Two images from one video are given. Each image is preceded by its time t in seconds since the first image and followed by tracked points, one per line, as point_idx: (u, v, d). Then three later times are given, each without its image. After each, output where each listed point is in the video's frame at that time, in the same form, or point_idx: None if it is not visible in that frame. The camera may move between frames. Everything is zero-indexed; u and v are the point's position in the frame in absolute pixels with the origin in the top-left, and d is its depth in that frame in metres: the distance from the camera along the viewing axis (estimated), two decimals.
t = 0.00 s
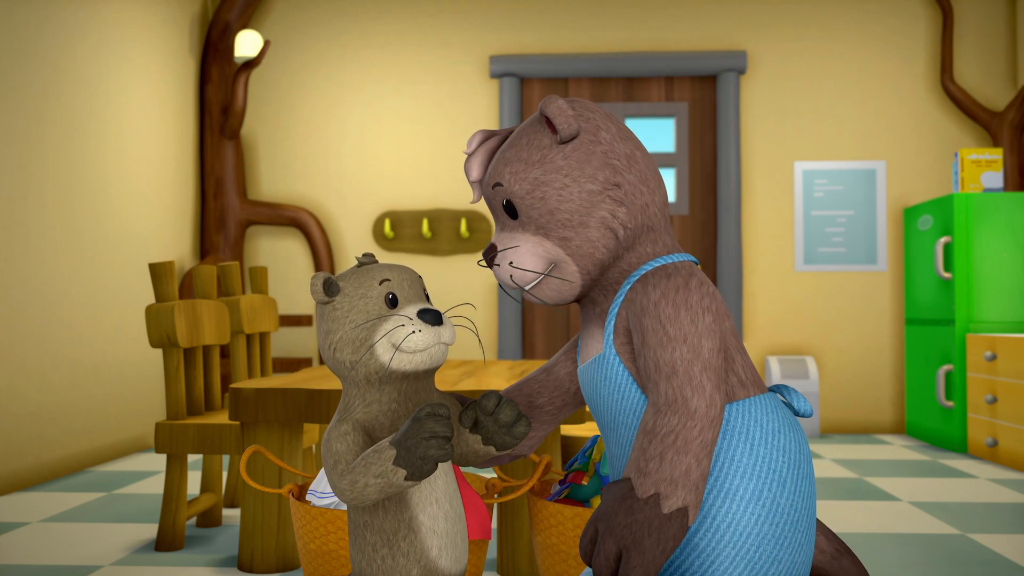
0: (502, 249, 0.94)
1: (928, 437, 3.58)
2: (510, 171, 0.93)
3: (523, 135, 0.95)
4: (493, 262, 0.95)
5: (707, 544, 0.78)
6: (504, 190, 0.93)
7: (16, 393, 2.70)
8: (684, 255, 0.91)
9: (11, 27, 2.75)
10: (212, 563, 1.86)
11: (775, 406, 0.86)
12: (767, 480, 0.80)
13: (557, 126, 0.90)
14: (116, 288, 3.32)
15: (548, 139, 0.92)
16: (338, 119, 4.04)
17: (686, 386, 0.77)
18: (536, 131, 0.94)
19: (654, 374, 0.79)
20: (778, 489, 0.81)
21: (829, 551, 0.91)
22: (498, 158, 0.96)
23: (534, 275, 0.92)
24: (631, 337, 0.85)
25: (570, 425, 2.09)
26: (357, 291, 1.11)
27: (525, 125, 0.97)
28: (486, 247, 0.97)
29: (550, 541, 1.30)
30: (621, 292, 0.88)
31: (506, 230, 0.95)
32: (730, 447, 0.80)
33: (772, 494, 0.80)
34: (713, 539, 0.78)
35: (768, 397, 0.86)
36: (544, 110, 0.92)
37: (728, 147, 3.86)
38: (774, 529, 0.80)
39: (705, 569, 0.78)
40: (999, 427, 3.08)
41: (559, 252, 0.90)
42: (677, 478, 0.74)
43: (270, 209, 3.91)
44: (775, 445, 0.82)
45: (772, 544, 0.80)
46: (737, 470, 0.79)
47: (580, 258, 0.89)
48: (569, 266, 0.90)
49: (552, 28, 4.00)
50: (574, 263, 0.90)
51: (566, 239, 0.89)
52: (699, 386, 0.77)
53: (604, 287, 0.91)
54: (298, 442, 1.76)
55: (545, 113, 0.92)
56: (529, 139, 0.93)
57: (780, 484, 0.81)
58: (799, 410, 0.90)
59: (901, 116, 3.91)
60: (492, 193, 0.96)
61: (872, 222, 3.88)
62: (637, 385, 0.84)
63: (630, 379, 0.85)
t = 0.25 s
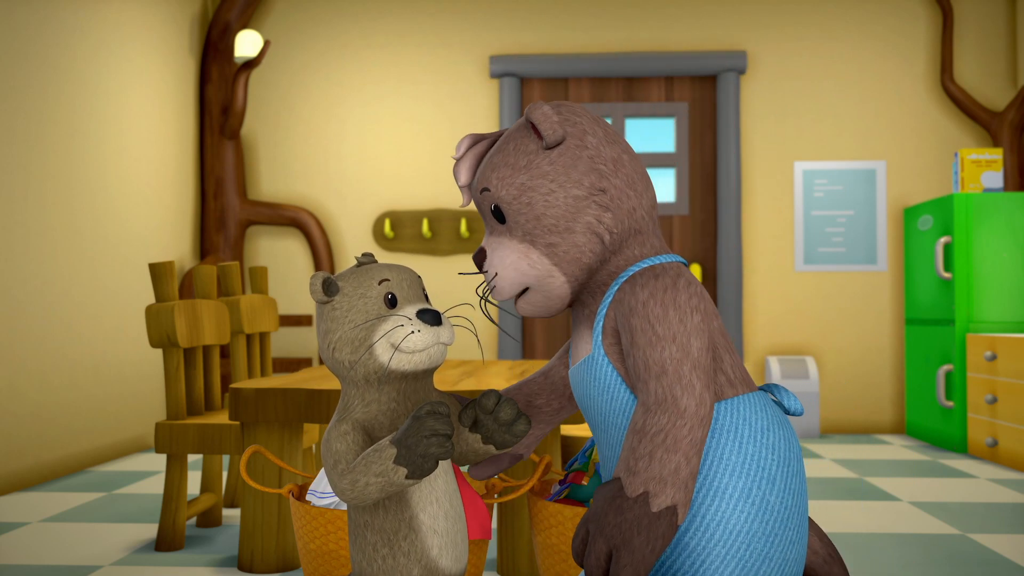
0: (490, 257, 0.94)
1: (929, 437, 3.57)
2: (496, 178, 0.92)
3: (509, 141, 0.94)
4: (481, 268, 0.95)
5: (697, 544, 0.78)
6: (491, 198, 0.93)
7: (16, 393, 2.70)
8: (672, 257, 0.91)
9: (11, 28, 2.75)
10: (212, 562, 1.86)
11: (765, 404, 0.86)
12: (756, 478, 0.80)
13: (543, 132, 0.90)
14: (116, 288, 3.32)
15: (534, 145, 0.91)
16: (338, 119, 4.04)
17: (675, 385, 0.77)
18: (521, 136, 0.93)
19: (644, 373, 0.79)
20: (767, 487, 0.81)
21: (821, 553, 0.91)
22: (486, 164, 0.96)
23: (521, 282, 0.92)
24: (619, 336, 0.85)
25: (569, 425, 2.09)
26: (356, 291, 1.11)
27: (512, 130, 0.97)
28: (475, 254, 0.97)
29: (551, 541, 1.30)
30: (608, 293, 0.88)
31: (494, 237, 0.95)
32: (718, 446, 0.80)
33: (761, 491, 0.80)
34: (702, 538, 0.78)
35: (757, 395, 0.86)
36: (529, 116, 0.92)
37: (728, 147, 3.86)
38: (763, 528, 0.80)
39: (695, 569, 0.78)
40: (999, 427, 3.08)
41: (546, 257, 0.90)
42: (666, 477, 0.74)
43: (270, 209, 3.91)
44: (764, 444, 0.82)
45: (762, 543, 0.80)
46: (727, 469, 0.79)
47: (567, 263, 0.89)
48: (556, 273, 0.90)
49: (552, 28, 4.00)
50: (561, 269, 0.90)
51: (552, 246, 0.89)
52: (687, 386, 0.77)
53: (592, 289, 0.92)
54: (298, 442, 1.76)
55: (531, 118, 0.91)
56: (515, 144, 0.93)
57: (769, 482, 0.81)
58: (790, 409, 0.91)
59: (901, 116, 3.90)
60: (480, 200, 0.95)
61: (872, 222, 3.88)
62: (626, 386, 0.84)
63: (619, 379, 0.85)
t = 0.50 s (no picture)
0: (489, 274, 0.93)
1: (929, 437, 3.57)
2: (480, 197, 0.93)
3: (483, 161, 0.95)
4: (479, 288, 0.94)
5: (695, 544, 0.78)
6: (479, 216, 0.93)
7: (16, 393, 2.70)
8: (663, 250, 0.91)
9: (11, 28, 2.75)
10: (212, 563, 1.86)
11: (763, 404, 0.86)
12: (753, 477, 0.80)
13: (517, 143, 0.90)
14: (116, 288, 3.32)
15: (509, 158, 0.92)
16: (338, 119, 4.04)
17: (675, 382, 0.77)
18: (498, 152, 0.94)
19: (644, 371, 0.79)
20: (764, 486, 0.81)
21: (820, 553, 0.91)
22: (465, 185, 0.96)
23: (525, 292, 0.90)
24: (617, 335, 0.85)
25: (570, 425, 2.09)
26: (379, 293, 1.11)
27: (485, 149, 0.98)
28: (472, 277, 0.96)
29: (551, 541, 1.30)
30: (607, 293, 0.88)
31: (486, 254, 0.94)
32: (716, 445, 0.80)
33: (758, 490, 0.80)
34: (700, 538, 0.78)
35: (755, 394, 0.86)
36: (500, 129, 0.93)
37: (728, 147, 3.86)
38: (761, 527, 0.80)
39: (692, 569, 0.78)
40: (999, 427, 3.08)
41: (545, 263, 0.90)
42: (664, 474, 0.74)
43: (270, 209, 3.91)
44: (761, 443, 0.82)
45: (760, 543, 0.80)
46: (724, 468, 0.79)
47: (567, 266, 0.89)
48: (557, 276, 0.90)
49: (552, 28, 4.00)
50: (562, 271, 0.89)
51: (549, 250, 0.89)
52: (686, 383, 0.77)
53: (592, 290, 0.91)
54: (298, 442, 1.75)
55: (501, 132, 0.93)
56: (492, 161, 0.94)
57: (766, 482, 0.81)
58: (787, 409, 0.91)
59: (901, 116, 3.90)
60: (467, 222, 0.95)
61: (872, 222, 3.88)
62: (625, 386, 0.84)
63: (618, 380, 0.85)
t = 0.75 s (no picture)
0: (600, 218, 0.89)
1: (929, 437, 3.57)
2: (618, 135, 0.88)
3: (623, 94, 0.90)
4: (586, 233, 0.90)
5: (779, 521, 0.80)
6: (610, 155, 0.89)
7: (16, 393, 2.70)
8: (761, 234, 0.93)
9: (11, 28, 2.75)
10: (212, 562, 1.86)
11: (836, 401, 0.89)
12: (832, 468, 0.83)
13: (679, 86, 0.86)
14: (116, 288, 3.32)
15: (659, 100, 0.88)
16: (338, 119, 4.04)
17: (815, 345, 0.79)
18: (642, 89, 0.89)
19: (778, 338, 0.80)
20: (840, 478, 0.83)
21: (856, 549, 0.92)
22: (595, 119, 0.91)
23: (641, 243, 0.88)
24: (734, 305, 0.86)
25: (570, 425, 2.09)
26: (386, 293, 1.10)
27: (617, 82, 0.93)
28: (575, 216, 0.91)
29: (550, 541, 1.29)
30: (726, 263, 0.88)
31: (605, 197, 0.89)
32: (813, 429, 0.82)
33: (834, 481, 0.82)
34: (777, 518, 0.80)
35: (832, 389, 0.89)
36: (660, 66, 0.88)
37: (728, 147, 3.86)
38: (834, 516, 0.82)
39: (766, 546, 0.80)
40: (999, 428, 3.08)
41: (673, 218, 0.87)
42: (794, 436, 0.75)
43: (270, 209, 3.91)
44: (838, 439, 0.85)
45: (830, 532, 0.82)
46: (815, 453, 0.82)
47: (694, 226, 0.88)
48: (680, 235, 0.88)
49: (552, 28, 4.00)
50: (688, 232, 0.88)
51: (682, 206, 0.87)
52: (825, 347, 0.79)
53: (703, 257, 0.91)
54: (298, 442, 1.75)
55: (660, 70, 0.88)
56: (634, 98, 0.89)
57: (842, 474, 0.84)
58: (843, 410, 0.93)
59: (901, 116, 3.90)
60: (592, 157, 0.90)
61: (872, 222, 3.88)
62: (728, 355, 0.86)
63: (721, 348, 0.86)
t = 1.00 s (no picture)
0: (646, 166, 0.88)
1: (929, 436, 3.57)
2: (682, 89, 0.89)
3: (690, 53, 0.91)
4: (629, 181, 0.89)
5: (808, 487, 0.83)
6: (669, 107, 0.89)
7: (16, 393, 2.70)
8: (783, 219, 0.97)
9: (11, 28, 2.75)
10: (212, 562, 1.86)
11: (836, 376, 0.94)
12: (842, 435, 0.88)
13: (752, 53, 0.88)
14: (116, 288, 3.32)
15: (727, 65, 0.90)
16: (338, 119, 4.04)
17: (856, 310, 0.82)
18: (711, 52, 0.91)
19: (818, 308, 0.83)
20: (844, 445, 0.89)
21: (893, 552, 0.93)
22: (658, 72, 0.91)
23: (684, 198, 0.88)
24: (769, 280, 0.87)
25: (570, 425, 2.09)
26: (390, 294, 1.10)
27: (681, 44, 0.94)
28: (619, 163, 0.90)
29: (550, 541, 1.29)
30: (760, 237, 0.91)
31: (653, 149, 0.89)
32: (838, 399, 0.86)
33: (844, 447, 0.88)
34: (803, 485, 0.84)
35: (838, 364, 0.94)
36: (735, 32, 0.90)
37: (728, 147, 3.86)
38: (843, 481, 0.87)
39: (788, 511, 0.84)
40: (999, 428, 3.08)
41: (720, 180, 0.88)
42: (851, 396, 0.77)
43: (269, 209, 3.91)
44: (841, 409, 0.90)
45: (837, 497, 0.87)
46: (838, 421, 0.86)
47: (738, 192, 0.89)
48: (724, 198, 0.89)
49: (552, 28, 4.00)
50: (731, 198, 0.89)
51: (732, 170, 0.88)
52: (864, 311, 0.82)
53: (732, 230, 0.92)
54: (298, 442, 1.75)
55: (733, 36, 0.90)
56: (702, 59, 0.90)
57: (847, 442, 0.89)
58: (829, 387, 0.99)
59: (902, 116, 3.90)
60: (649, 106, 0.90)
61: (872, 222, 3.88)
62: (759, 327, 0.86)
63: (753, 319, 0.86)
